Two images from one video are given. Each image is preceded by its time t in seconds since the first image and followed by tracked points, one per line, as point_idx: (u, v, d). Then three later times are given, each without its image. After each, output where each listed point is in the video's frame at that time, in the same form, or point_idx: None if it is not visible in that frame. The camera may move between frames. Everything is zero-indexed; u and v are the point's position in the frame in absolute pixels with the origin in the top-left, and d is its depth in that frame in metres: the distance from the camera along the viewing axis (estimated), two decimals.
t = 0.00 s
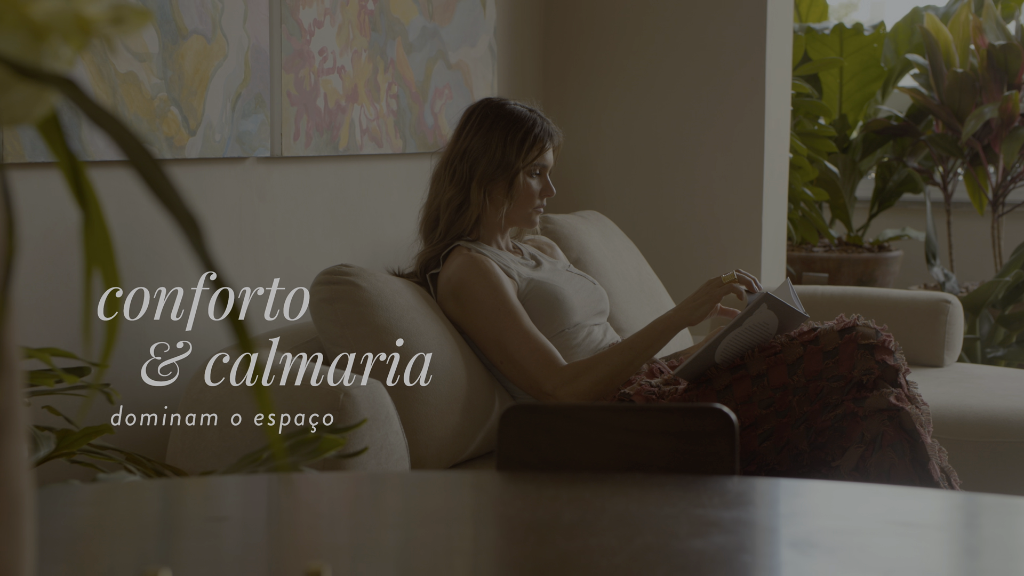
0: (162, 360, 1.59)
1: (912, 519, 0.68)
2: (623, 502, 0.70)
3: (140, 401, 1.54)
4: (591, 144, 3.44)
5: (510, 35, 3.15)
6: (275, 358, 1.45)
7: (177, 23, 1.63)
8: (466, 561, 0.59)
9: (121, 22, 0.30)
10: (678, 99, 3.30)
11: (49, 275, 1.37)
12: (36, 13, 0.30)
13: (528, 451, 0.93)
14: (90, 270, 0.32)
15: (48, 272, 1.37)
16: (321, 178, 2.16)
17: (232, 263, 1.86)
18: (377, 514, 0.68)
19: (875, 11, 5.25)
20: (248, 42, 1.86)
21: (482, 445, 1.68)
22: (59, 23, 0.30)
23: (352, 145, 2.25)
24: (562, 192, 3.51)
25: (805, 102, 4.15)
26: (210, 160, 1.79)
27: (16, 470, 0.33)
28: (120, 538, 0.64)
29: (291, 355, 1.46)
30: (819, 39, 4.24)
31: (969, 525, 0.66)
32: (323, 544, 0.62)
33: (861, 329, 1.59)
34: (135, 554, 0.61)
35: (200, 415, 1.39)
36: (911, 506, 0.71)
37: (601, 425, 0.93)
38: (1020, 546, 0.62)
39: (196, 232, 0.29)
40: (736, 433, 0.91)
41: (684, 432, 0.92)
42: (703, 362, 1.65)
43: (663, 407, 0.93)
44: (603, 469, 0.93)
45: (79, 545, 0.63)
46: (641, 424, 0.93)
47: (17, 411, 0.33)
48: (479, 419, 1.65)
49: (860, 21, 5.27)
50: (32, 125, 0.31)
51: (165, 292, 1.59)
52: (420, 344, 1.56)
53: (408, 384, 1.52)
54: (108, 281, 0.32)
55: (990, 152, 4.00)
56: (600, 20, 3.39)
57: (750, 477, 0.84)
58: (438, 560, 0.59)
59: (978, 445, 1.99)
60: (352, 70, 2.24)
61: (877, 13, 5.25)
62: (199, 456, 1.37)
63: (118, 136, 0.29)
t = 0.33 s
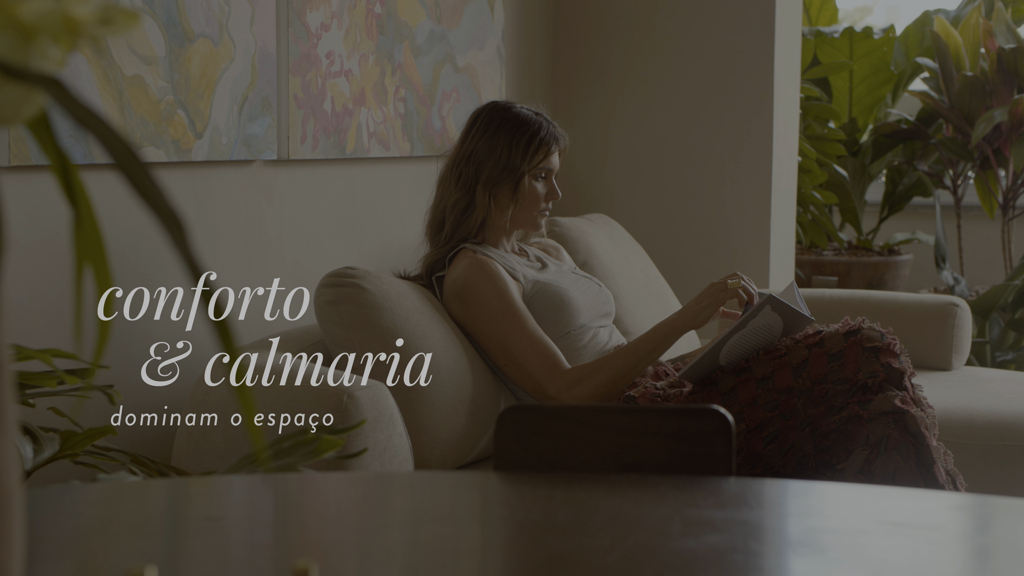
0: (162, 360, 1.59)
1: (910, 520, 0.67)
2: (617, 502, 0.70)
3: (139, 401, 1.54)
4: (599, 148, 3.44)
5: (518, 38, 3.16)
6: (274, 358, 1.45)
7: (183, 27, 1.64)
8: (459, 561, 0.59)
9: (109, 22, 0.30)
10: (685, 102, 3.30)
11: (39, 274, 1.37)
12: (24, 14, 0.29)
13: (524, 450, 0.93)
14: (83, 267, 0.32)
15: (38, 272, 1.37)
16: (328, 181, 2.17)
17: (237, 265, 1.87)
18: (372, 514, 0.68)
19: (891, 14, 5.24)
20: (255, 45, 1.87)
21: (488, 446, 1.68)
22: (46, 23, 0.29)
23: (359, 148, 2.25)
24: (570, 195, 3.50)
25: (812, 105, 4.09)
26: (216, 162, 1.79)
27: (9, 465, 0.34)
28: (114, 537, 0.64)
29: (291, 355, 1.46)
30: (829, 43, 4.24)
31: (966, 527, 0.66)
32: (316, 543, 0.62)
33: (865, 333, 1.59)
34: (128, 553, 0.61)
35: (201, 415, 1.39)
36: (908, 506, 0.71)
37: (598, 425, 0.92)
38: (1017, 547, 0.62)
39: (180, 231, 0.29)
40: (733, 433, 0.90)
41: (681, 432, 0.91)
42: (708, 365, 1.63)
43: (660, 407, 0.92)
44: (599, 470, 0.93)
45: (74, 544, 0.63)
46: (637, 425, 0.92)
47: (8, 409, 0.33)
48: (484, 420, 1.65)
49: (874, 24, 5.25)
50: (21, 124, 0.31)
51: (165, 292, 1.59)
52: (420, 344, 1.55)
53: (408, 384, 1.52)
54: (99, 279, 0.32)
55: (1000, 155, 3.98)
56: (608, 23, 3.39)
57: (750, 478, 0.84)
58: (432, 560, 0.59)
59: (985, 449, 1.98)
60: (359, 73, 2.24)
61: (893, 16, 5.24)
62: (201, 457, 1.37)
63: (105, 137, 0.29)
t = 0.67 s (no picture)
0: (162, 360, 1.59)
1: (906, 518, 0.67)
2: (611, 501, 0.69)
3: (140, 401, 1.54)
4: (606, 150, 3.44)
5: (526, 41, 3.16)
6: (274, 358, 1.45)
7: (189, 29, 1.65)
8: (449, 559, 0.59)
9: (96, 21, 0.30)
10: (692, 103, 3.30)
11: (31, 274, 1.36)
12: (12, 13, 0.29)
13: (521, 449, 0.93)
14: (73, 264, 0.31)
15: (32, 271, 1.37)
16: (335, 183, 2.17)
17: (242, 266, 1.87)
18: (366, 514, 0.68)
19: (906, 16, 5.22)
20: (261, 48, 1.87)
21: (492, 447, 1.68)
22: (34, 23, 0.30)
23: (366, 150, 2.26)
24: (578, 197, 3.50)
25: (823, 108, 4.12)
26: (223, 164, 1.80)
27: None
28: (107, 534, 0.65)
29: (291, 356, 1.47)
30: (838, 45, 4.23)
31: (962, 526, 0.65)
32: (305, 541, 0.62)
33: (871, 334, 1.59)
34: (122, 551, 0.61)
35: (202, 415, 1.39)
36: (906, 505, 0.70)
37: (595, 425, 0.92)
38: (1012, 546, 0.61)
39: (160, 226, 0.29)
40: (730, 433, 0.90)
41: (677, 431, 0.91)
42: (712, 367, 1.64)
43: (657, 406, 0.92)
44: (597, 469, 0.92)
45: (67, 541, 0.64)
46: (635, 424, 0.92)
47: None
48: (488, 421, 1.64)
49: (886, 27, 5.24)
50: (10, 123, 0.30)
51: (166, 292, 1.59)
52: (422, 344, 1.55)
53: (408, 384, 1.51)
54: (90, 276, 0.31)
55: (1010, 157, 3.96)
56: (617, 25, 3.39)
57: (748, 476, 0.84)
58: (422, 558, 0.59)
59: (993, 451, 1.97)
60: (366, 76, 2.25)
61: (908, 19, 5.22)
62: (202, 456, 1.38)
63: (89, 131, 0.29)
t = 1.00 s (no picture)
0: (162, 360, 1.59)
1: (905, 516, 0.67)
2: (606, 499, 0.69)
3: (140, 400, 1.54)
4: (613, 152, 3.44)
5: (534, 43, 3.16)
6: (274, 359, 1.47)
7: (195, 31, 1.65)
8: (442, 557, 0.59)
9: (84, 18, 0.29)
10: (699, 104, 3.29)
11: (26, 273, 1.36)
12: None
13: (518, 447, 0.92)
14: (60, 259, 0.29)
15: (28, 269, 1.36)
16: (341, 185, 2.18)
17: (248, 266, 1.87)
18: (361, 512, 0.68)
19: (922, 19, 5.20)
20: (267, 50, 1.88)
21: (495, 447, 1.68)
22: (20, 19, 0.29)
23: (372, 152, 2.26)
24: (586, 199, 3.50)
25: (830, 110, 4.07)
26: (229, 166, 1.80)
27: None
28: (102, 531, 0.65)
29: (291, 356, 1.48)
30: (847, 46, 4.22)
31: (962, 525, 0.65)
32: (299, 540, 0.62)
33: (876, 336, 1.58)
34: (115, 547, 0.62)
35: (203, 415, 1.40)
36: (906, 503, 0.70)
37: (591, 424, 0.91)
38: (1011, 546, 0.61)
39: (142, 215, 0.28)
40: (727, 432, 0.89)
41: (674, 430, 0.90)
42: (718, 367, 1.63)
43: (653, 405, 0.91)
44: (593, 468, 0.92)
45: (63, 537, 0.64)
46: (631, 423, 0.91)
47: None
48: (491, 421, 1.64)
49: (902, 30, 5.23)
50: None
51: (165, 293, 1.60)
52: (424, 344, 1.55)
53: (408, 384, 1.51)
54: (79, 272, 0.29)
55: (1021, 159, 3.94)
56: (625, 27, 3.39)
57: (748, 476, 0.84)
58: (415, 556, 0.59)
59: (1001, 453, 1.96)
60: (372, 77, 2.25)
61: (923, 22, 5.21)
62: (204, 456, 1.38)
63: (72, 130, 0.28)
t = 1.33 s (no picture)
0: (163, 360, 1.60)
1: (901, 511, 0.65)
2: (597, 498, 0.68)
3: (141, 400, 1.55)
4: (620, 154, 3.44)
5: (541, 46, 3.17)
6: (274, 359, 1.47)
7: (200, 32, 1.66)
8: (430, 555, 0.58)
9: (67, 17, 0.25)
10: (705, 106, 3.29)
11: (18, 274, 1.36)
12: None
13: (512, 446, 0.90)
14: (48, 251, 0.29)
15: (26, 268, 1.37)
16: (347, 187, 2.18)
17: (253, 267, 1.88)
18: (353, 509, 0.68)
19: (937, 22, 5.19)
20: (273, 52, 1.88)
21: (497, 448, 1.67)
22: None
23: (378, 154, 2.26)
24: (593, 201, 3.50)
25: (839, 111, 4.09)
26: (234, 167, 1.80)
27: None
28: (94, 529, 0.65)
29: (292, 356, 1.48)
30: (857, 49, 4.15)
31: (958, 521, 0.63)
32: (291, 539, 0.62)
33: (881, 337, 1.57)
34: (106, 546, 0.61)
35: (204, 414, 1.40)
36: (902, 500, 0.69)
37: (587, 424, 0.90)
38: (1007, 541, 0.59)
39: (124, 220, 0.26)
40: (722, 432, 0.88)
41: (669, 430, 0.89)
42: (723, 369, 1.63)
43: (648, 405, 0.90)
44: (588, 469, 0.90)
45: (51, 536, 0.64)
46: (626, 424, 0.90)
47: None
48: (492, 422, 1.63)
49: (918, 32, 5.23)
50: None
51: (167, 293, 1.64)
52: (427, 346, 1.55)
53: (408, 384, 1.52)
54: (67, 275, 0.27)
55: None
56: (632, 29, 3.39)
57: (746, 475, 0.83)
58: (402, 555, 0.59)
59: (1009, 455, 1.95)
60: (378, 79, 2.25)
61: (939, 24, 5.19)
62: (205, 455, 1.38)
63: (50, 128, 0.26)
